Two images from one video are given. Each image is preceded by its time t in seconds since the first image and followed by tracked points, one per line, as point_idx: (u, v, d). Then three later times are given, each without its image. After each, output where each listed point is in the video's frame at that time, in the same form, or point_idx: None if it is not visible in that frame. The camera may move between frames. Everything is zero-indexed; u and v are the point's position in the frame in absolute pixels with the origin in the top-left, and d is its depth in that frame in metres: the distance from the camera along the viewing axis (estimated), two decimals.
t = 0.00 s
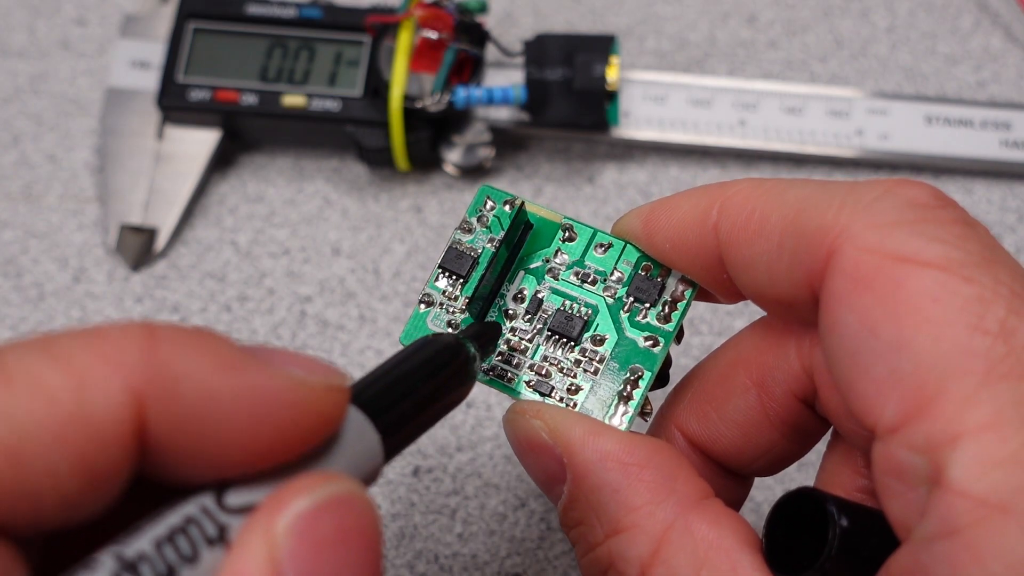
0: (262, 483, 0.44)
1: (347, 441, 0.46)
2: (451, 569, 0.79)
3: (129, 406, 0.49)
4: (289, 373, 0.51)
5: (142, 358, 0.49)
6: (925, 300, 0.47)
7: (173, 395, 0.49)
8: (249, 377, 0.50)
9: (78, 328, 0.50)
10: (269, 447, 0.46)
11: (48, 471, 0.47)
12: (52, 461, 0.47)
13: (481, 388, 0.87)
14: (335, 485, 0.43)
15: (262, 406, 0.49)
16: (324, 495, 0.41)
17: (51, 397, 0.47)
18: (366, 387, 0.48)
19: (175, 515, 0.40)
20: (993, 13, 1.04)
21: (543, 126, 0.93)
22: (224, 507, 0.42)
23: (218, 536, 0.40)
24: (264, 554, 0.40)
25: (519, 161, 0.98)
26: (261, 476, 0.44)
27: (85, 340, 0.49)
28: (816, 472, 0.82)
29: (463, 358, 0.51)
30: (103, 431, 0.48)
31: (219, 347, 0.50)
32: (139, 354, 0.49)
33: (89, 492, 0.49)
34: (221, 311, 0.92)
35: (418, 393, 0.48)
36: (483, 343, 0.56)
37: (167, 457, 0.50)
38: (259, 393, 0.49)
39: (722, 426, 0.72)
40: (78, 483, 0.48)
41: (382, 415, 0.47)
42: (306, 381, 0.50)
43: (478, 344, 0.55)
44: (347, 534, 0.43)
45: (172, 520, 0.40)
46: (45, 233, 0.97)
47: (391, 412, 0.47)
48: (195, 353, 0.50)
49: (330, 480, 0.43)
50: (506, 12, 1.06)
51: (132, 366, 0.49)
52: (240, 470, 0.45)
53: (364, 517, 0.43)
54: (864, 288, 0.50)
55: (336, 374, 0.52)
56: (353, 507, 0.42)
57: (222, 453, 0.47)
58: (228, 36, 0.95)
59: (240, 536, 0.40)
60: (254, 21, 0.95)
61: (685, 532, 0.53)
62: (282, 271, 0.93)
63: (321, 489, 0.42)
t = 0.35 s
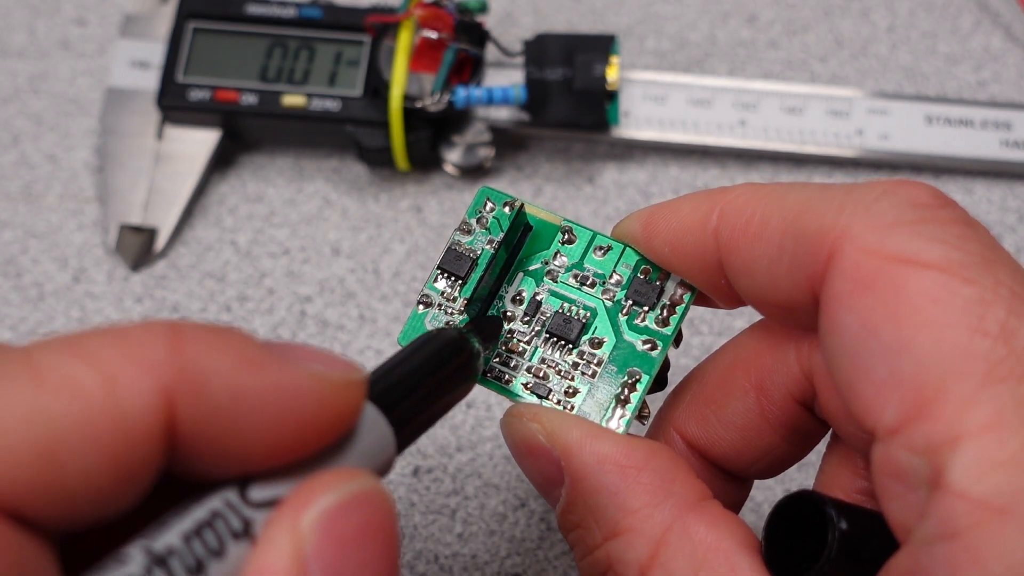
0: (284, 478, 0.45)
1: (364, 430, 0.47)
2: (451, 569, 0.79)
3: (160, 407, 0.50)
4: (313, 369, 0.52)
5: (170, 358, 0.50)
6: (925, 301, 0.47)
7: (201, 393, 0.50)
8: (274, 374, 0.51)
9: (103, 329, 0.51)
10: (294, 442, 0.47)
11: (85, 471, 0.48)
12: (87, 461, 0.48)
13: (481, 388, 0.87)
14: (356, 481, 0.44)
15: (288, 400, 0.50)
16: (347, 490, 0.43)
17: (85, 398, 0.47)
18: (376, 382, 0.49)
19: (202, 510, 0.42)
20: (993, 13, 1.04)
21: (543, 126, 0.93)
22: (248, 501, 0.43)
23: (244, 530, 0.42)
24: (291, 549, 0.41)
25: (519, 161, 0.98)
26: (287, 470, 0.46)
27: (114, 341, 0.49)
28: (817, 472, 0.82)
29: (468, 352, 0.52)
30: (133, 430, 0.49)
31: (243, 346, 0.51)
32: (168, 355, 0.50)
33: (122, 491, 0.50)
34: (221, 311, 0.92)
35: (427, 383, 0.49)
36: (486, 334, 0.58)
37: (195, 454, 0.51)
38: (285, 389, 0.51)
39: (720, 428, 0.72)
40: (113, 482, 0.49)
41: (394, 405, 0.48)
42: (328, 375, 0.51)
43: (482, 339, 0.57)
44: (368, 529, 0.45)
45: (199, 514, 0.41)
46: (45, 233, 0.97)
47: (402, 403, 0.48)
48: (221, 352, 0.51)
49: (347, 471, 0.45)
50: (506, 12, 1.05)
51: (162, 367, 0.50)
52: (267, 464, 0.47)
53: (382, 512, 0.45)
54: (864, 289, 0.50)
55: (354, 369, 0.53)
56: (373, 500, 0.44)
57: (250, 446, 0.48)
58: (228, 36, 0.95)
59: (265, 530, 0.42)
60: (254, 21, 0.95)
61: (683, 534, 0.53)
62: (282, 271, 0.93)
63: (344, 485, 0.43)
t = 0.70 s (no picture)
0: (293, 469, 0.45)
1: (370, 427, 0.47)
2: (451, 569, 0.79)
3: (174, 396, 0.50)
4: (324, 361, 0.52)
5: (184, 348, 0.50)
6: (928, 305, 0.47)
7: (215, 383, 0.50)
8: (285, 364, 0.51)
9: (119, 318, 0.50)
10: (304, 432, 0.47)
11: (101, 458, 0.48)
12: (104, 448, 0.48)
13: (481, 388, 0.87)
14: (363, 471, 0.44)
15: (301, 392, 0.50)
16: (357, 479, 0.43)
17: (101, 386, 0.47)
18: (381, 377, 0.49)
19: (214, 497, 0.42)
20: (993, 13, 1.04)
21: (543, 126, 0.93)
22: (259, 489, 0.43)
23: (255, 518, 0.42)
24: (302, 537, 0.41)
25: (519, 162, 0.98)
26: (298, 463, 0.46)
27: (130, 330, 0.49)
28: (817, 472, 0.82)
29: (473, 346, 0.52)
30: (148, 419, 0.49)
31: (256, 338, 0.52)
32: (182, 345, 0.50)
33: (136, 480, 0.50)
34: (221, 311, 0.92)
35: (432, 378, 0.49)
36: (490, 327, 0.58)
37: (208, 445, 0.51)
38: (296, 379, 0.50)
39: (721, 429, 0.72)
40: (129, 471, 0.49)
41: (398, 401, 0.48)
42: (338, 366, 0.51)
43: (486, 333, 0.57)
44: (379, 517, 0.45)
45: (211, 501, 0.41)
46: (45, 233, 0.97)
47: (406, 398, 0.48)
48: (234, 342, 0.51)
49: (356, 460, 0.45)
50: (506, 12, 1.05)
51: (177, 356, 0.49)
52: (278, 454, 0.47)
53: (392, 502, 0.45)
54: (866, 291, 0.50)
55: (362, 361, 0.53)
56: (382, 489, 0.44)
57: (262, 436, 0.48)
58: (228, 36, 0.95)
59: (276, 518, 0.42)
60: (254, 21, 0.95)
61: (685, 537, 0.53)
62: (282, 271, 0.93)
63: (354, 474, 0.43)
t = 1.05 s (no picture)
0: (302, 472, 0.45)
1: (375, 430, 0.48)
2: (451, 569, 0.79)
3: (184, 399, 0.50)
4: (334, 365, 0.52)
5: (195, 351, 0.50)
6: (928, 308, 0.47)
7: (226, 385, 0.50)
8: (294, 367, 0.51)
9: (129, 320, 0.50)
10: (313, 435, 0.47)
11: (113, 459, 0.48)
12: (116, 450, 0.48)
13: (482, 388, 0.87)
14: (369, 471, 0.44)
15: (309, 395, 0.50)
16: (363, 480, 0.43)
17: (114, 388, 0.47)
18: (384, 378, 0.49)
19: (221, 500, 0.42)
20: (993, 13, 1.04)
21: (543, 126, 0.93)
22: (265, 493, 0.43)
23: (262, 520, 0.42)
24: (310, 537, 0.41)
25: (519, 161, 0.98)
26: (306, 466, 0.46)
27: (141, 332, 0.49)
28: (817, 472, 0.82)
29: (474, 349, 0.53)
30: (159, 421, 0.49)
31: (265, 340, 0.52)
32: (193, 347, 0.50)
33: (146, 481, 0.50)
34: (221, 311, 0.92)
35: (435, 381, 0.49)
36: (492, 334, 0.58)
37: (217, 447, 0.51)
38: (305, 382, 0.50)
39: (721, 432, 0.72)
40: (137, 473, 0.49)
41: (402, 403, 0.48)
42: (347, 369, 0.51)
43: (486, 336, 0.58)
44: (385, 518, 0.45)
45: (218, 504, 0.41)
46: (45, 233, 0.97)
47: (411, 400, 0.48)
48: (244, 345, 0.51)
49: (361, 461, 0.45)
50: (506, 12, 1.06)
51: (188, 358, 0.49)
52: (288, 457, 0.47)
53: (395, 503, 0.45)
54: (867, 294, 0.50)
55: (369, 364, 0.53)
56: (387, 490, 0.44)
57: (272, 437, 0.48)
58: (228, 36, 0.95)
59: (283, 520, 0.42)
60: (254, 21, 0.95)
61: (683, 540, 0.53)
62: (282, 271, 0.93)
63: (359, 475, 0.44)
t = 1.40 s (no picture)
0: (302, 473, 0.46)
1: (375, 431, 0.48)
2: (451, 569, 0.79)
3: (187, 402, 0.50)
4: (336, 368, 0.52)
5: (196, 353, 0.49)
6: (929, 309, 0.47)
7: (227, 388, 0.50)
8: (296, 370, 0.51)
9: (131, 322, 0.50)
10: (314, 439, 0.47)
11: (116, 462, 0.48)
12: (118, 452, 0.48)
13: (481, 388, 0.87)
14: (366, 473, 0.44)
15: (309, 397, 0.50)
16: (366, 481, 0.44)
17: (116, 391, 0.47)
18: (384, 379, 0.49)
19: (223, 502, 0.42)
20: (993, 13, 1.04)
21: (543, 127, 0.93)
22: (267, 495, 0.43)
23: (263, 522, 0.42)
24: (311, 538, 0.42)
25: (519, 161, 0.98)
26: (305, 468, 0.46)
27: (143, 334, 0.49)
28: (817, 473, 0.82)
29: (474, 351, 0.53)
30: (161, 423, 0.49)
31: (267, 343, 0.51)
32: (195, 350, 0.49)
33: (148, 483, 0.50)
34: (221, 311, 0.92)
35: (434, 383, 0.49)
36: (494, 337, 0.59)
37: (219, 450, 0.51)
38: (307, 385, 0.50)
39: (720, 433, 0.72)
40: (138, 475, 0.49)
41: (402, 404, 0.49)
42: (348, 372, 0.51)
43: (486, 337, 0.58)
44: (386, 518, 0.45)
45: (219, 507, 0.41)
46: (45, 233, 0.97)
47: (410, 401, 0.49)
48: (246, 348, 0.51)
49: (364, 463, 0.45)
50: (506, 12, 1.06)
51: (188, 361, 0.49)
52: (289, 461, 0.47)
53: (393, 504, 0.45)
54: (869, 295, 0.50)
55: (370, 366, 0.53)
56: (389, 491, 0.45)
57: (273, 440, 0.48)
58: (228, 36, 0.95)
59: (285, 522, 0.42)
60: (254, 21, 0.95)
61: (681, 542, 0.53)
62: (282, 271, 0.93)
63: (363, 477, 0.44)
